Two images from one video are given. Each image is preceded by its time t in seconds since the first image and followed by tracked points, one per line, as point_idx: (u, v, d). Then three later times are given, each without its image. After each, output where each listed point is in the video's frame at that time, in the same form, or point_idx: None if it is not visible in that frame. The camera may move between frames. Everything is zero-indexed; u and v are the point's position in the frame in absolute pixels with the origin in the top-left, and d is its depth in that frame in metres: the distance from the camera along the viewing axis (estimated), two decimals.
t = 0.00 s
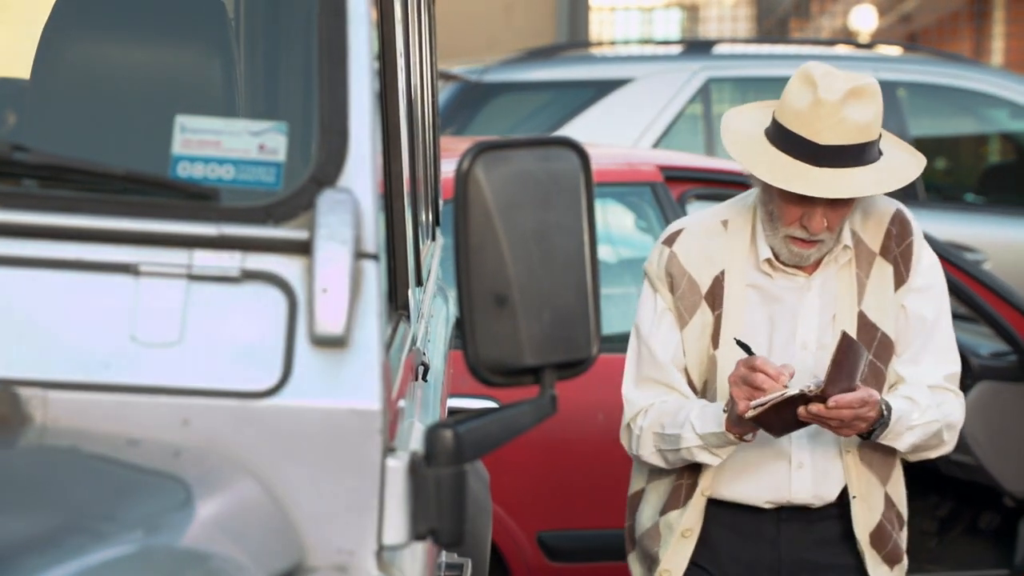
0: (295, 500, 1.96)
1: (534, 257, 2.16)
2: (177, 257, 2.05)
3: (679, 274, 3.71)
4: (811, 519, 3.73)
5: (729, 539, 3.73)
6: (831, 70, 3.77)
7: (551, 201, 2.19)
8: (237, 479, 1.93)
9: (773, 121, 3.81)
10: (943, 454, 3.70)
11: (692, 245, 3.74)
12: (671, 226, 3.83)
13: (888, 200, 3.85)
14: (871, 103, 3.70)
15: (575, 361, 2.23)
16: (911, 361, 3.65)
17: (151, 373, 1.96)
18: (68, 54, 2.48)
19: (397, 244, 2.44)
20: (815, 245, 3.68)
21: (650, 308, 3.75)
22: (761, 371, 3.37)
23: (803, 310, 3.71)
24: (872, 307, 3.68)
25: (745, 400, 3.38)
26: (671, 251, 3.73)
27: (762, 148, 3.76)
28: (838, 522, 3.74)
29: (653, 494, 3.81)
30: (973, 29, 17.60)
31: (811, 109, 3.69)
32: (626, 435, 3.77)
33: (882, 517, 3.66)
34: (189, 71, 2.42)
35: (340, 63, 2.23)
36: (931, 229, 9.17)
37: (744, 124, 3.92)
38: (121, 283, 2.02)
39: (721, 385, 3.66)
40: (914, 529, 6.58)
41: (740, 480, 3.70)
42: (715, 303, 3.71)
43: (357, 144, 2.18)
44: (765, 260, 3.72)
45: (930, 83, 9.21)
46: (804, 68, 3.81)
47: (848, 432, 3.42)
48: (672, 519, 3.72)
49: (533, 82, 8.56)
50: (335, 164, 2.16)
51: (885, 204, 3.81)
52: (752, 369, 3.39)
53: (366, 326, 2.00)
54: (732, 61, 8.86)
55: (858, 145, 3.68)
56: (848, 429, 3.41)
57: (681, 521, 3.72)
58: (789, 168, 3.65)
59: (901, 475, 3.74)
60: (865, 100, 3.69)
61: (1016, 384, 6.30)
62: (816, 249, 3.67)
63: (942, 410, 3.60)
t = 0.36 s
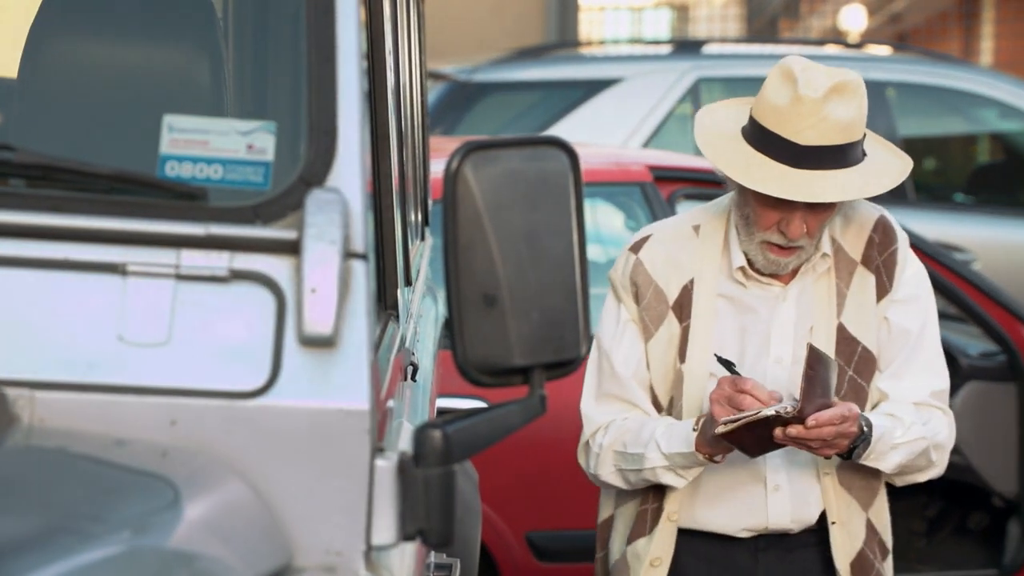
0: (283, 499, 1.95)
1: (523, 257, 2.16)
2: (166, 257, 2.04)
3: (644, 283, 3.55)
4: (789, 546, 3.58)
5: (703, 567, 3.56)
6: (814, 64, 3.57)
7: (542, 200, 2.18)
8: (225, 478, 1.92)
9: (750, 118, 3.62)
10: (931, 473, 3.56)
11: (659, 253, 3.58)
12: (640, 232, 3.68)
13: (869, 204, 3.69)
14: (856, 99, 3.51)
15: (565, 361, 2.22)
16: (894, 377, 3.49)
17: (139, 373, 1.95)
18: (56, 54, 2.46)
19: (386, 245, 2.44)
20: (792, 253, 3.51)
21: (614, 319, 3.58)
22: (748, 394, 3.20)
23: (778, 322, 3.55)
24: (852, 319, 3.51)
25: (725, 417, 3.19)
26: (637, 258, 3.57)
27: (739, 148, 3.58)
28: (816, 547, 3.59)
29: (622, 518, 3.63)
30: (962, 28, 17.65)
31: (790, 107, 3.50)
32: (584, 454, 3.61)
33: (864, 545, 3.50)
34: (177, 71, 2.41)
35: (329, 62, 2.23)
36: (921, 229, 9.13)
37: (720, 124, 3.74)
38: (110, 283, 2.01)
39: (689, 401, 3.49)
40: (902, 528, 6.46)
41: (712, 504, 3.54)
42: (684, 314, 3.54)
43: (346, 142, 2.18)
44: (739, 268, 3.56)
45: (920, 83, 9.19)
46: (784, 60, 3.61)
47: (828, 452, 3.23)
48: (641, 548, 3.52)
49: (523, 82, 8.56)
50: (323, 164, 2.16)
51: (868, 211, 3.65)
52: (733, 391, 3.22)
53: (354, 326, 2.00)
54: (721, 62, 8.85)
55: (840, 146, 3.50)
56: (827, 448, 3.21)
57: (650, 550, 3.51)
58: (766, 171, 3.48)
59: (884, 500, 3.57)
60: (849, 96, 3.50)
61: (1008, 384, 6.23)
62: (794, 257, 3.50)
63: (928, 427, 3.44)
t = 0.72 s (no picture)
0: (272, 501, 1.95)
1: (513, 257, 2.16)
2: (155, 257, 2.04)
3: (646, 296, 3.37)
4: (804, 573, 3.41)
5: None
6: (823, 57, 3.43)
7: (531, 200, 2.18)
8: (213, 478, 1.92)
9: (755, 114, 3.47)
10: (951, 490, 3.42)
11: (660, 263, 3.41)
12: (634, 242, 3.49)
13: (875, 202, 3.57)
14: (870, 93, 3.36)
15: (553, 361, 2.22)
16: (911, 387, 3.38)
17: (128, 373, 1.95)
18: (43, 54, 2.46)
19: (376, 244, 2.44)
20: (804, 258, 3.36)
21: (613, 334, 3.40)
22: (766, 414, 3.06)
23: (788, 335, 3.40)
24: (867, 326, 3.37)
25: (744, 439, 3.04)
26: (637, 272, 3.39)
27: (745, 146, 3.43)
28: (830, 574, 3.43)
29: (623, 550, 3.44)
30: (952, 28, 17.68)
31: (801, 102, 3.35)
32: (580, 481, 3.41)
33: (887, 569, 3.34)
34: (165, 71, 2.40)
35: (318, 62, 2.23)
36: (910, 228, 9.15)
37: (720, 121, 3.58)
38: (97, 283, 2.01)
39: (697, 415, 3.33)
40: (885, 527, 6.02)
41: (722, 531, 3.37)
42: (689, 330, 3.37)
43: (334, 142, 2.18)
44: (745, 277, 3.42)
45: (910, 83, 9.21)
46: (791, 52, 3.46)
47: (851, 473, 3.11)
48: None
49: (512, 82, 8.57)
50: (312, 164, 2.16)
51: (874, 210, 3.52)
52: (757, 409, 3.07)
53: (343, 325, 1.99)
54: (711, 61, 8.85)
55: (853, 143, 3.37)
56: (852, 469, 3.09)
57: None
58: (775, 170, 3.33)
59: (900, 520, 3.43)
60: (862, 90, 3.36)
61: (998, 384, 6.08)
62: (805, 262, 3.35)
63: (949, 438, 3.33)
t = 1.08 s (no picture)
0: (261, 502, 1.94)
1: (503, 257, 2.15)
2: (143, 257, 2.03)
3: (687, 297, 3.22)
4: None
5: None
6: (883, 44, 3.21)
7: (521, 201, 2.18)
8: (201, 479, 1.91)
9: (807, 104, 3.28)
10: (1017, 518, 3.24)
11: (703, 262, 3.25)
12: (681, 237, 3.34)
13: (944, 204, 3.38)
14: (930, 83, 3.14)
15: (543, 361, 2.22)
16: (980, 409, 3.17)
17: (117, 373, 1.94)
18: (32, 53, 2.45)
19: (366, 245, 2.43)
20: (857, 262, 3.18)
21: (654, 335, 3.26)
22: (790, 419, 2.89)
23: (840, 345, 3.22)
24: (929, 338, 3.19)
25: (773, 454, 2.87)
26: (679, 269, 3.24)
27: (795, 139, 3.24)
28: None
29: (655, 564, 3.33)
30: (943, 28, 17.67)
31: (854, 93, 3.14)
32: (613, 491, 3.29)
33: None
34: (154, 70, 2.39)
35: (308, 62, 2.23)
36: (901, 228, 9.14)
37: (772, 113, 3.39)
38: (85, 283, 2.00)
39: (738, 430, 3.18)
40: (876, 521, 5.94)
41: (766, 555, 3.24)
42: (732, 334, 3.21)
43: (325, 142, 2.18)
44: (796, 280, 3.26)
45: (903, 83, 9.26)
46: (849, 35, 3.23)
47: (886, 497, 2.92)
48: None
49: (502, 82, 8.59)
50: (301, 164, 2.16)
51: (946, 213, 3.33)
52: (784, 413, 2.90)
53: (333, 325, 1.99)
54: (702, 62, 8.85)
55: (907, 136, 3.16)
56: (889, 493, 2.90)
57: None
58: (826, 168, 3.14)
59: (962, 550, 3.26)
60: (923, 79, 3.14)
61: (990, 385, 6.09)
62: (859, 267, 3.18)
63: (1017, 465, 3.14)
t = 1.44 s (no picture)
0: (247, 502, 1.93)
1: (490, 256, 2.15)
2: (129, 257, 2.02)
3: (643, 302, 3.01)
4: None
5: None
6: (854, 29, 2.98)
7: (508, 201, 2.18)
8: (187, 479, 1.90)
9: (774, 95, 3.04)
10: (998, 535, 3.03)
11: (658, 264, 3.05)
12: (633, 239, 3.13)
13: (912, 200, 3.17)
14: (904, 69, 2.92)
15: (531, 361, 2.22)
16: (955, 417, 2.94)
17: (102, 373, 1.94)
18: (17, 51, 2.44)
19: (354, 245, 2.43)
20: (826, 262, 2.95)
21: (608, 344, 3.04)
22: (770, 426, 2.66)
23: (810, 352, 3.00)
24: (902, 342, 2.97)
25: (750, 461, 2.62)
26: (634, 272, 3.04)
27: (759, 132, 3.01)
28: None
29: None
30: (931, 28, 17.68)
31: (824, 80, 2.90)
32: (565, 515, 3.05)
33: None
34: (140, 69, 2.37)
35: (295, 61, 2.22)
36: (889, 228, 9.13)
37: (733, 102, 3.17)
38: (70, 283, 1.99)
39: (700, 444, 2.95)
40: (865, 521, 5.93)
41: None
42: (691, 342, 3.00)
43: (311, 143, 2.17)
44: (758, 283, 3.04)
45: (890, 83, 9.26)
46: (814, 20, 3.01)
47: (876, 506, 2.69)
48: None
49: (490, 81, 8.59)
50: (288, 164, 2.16)
51: (916, 208, 3.11)
52: (761, 419, 2.67)
53: (320, 325, 1.98)
54: (690, 61, 8.84)
55: (879, 129, 2.93)
56: (877, 501, 2.67)
57: None
58: (796, 161, 2.90)
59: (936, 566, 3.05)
60: (896, 66, 2.91)
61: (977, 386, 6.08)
62: (828, 268, 2.95)
63: (998, 475, 2.92)
